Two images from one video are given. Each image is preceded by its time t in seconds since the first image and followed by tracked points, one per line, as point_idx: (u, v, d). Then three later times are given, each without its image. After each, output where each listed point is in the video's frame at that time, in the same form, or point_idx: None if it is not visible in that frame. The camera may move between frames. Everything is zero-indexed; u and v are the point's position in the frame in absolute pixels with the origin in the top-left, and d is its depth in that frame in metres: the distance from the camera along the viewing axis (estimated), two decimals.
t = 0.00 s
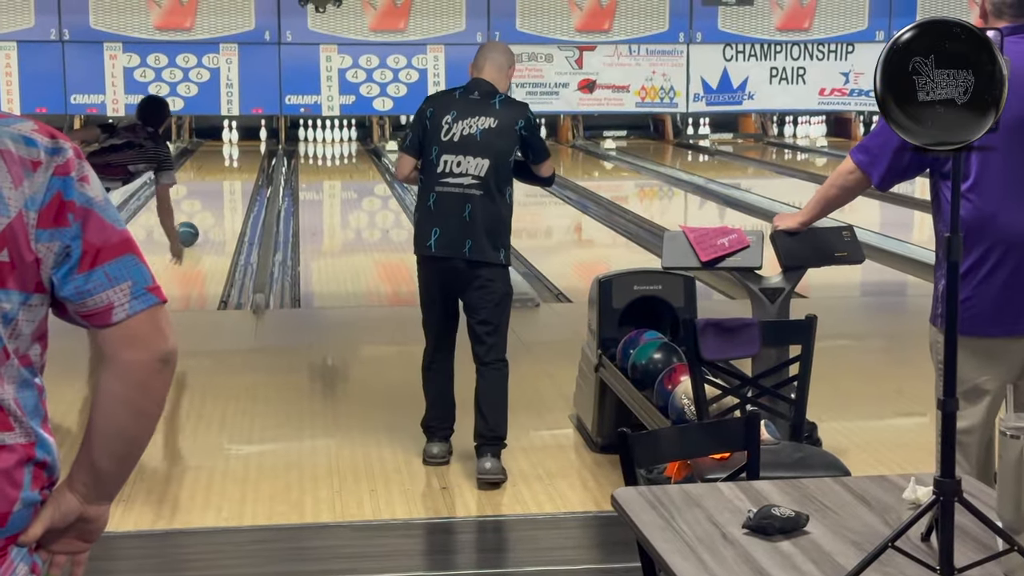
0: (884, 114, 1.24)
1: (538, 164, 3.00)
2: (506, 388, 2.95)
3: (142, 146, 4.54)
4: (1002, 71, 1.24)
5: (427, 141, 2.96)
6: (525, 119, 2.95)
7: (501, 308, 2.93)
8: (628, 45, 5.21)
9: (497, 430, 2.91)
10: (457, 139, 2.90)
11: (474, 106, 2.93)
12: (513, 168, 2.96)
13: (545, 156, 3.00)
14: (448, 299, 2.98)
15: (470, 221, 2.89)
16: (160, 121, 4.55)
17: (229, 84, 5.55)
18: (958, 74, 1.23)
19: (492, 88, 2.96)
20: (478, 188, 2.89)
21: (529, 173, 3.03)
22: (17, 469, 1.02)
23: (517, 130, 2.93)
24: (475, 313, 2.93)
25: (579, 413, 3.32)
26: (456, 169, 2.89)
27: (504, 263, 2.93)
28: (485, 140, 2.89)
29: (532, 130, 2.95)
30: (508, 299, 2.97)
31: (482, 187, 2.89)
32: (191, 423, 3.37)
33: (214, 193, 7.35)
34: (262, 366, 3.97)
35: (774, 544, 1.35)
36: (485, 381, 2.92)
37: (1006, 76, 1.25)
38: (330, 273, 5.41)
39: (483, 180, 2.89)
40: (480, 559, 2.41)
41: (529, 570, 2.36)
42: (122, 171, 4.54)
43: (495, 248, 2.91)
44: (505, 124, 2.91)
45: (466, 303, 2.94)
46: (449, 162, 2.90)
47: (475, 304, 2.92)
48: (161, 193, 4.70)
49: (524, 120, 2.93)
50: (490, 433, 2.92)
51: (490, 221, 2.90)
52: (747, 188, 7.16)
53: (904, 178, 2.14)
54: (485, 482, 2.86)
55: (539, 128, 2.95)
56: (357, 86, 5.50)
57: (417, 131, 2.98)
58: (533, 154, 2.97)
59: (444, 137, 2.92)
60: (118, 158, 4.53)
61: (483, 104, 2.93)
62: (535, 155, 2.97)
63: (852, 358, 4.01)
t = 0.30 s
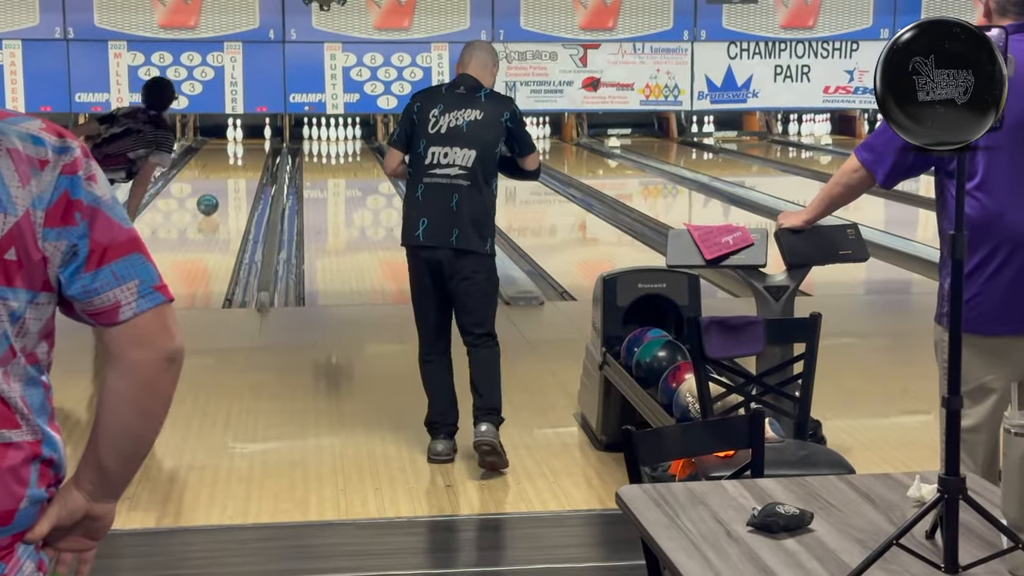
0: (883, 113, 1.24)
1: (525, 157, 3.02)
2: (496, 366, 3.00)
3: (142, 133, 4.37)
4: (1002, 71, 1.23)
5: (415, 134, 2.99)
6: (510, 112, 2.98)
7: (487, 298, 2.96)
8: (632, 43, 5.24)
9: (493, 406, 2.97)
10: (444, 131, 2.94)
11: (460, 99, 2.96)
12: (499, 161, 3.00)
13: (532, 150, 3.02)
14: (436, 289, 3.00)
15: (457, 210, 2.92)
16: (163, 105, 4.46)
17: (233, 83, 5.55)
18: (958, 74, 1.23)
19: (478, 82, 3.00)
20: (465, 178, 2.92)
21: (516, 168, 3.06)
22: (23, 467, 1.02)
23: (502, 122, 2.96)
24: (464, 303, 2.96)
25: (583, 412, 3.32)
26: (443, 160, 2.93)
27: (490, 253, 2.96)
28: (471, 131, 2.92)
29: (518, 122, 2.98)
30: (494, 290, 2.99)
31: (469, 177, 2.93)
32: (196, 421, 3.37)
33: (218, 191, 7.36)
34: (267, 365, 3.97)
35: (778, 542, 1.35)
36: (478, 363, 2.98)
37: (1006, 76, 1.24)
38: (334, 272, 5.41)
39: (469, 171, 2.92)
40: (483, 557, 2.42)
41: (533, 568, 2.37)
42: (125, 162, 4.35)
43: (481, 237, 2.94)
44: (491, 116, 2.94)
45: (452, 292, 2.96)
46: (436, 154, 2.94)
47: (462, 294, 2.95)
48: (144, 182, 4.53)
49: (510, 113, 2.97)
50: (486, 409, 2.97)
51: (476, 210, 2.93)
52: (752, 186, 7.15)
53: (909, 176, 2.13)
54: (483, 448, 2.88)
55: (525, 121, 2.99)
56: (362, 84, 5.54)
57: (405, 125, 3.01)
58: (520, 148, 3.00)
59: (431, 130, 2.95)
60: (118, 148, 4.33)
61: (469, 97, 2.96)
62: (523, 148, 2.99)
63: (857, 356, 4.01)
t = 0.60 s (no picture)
0: (883, 114, 1.24)
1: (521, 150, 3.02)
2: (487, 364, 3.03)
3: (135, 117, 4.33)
4: (1002, 71, 1.23)
5: (412, 129, 3.00)
6: (505, 103, 2.99)
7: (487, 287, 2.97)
8: (636, 38, 5.12)
9: (479, 408, 3.02)
10: (441, 124, 2.94)
11: (456, 93, 2.96)
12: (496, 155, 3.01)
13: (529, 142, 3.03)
14: (437, 281, 3.00)
15: (457, 201, 2.92)
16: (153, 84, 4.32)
17: (236, 79, 5.53)
18: (958, 74, 1.22)
19: (472, 75, 3.00)
20: (464, 169, 2.93)
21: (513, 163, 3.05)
22: (28, 462, 1.02)
23: (498, 114, 2.96)
24: (465, 294, 2.96)
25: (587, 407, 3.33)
26: (442, 152, 2.93)
27: (491, 243, 2.97)
28: (468, 123, 2.93)
29: (513, 114, 2.99)
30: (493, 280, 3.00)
31: (468, 168, 2.94)
32: (200, 417, 3.38)
33: (221, 187, 7.37)
34: (270, 361, 3.98)
35: (782, 536, 1.35)
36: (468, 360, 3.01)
37: (1006, 76, 1.23)
38: (337, 268, 5.41)
39: (468, 162, 2.93)
40: (487, 552, 2.42)
41: (536, 563, 2.37)
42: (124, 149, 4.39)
43: (482, 227, 2.94)
44: (487, 108, 2.95)
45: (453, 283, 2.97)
46: (434, 147, 2.94)
47: (463, 285, 2.95)
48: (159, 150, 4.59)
49: (505, 104, 2.98)
50: (471, 411, 3.02)
51: (475, 201, 2.94)
52: (755, 181, 7.14)
53: (913, 172, 2.14)
54: (469, 459, 2.98)
55: (520, 112, 3.00)
56: (364, 80, 5.51)
57: (400, 121, 3.01)
58: (516, 139, 3.01)
59: (429, 123, 2.95)
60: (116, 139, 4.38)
61: (464, 90, 2.97)
62: (518, 140, 3.01)
63: (860, 351, 4.01)
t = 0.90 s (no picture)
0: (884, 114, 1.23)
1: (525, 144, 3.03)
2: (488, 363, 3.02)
3: (128, 103, 4.19)
4: (1002, 70, 1.22)
5: (415, 122, 2.99)
6: (508, 97, 2.99)
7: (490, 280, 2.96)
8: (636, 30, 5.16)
9: (477, 407, 3.02)
10: (445, 117, 2.94)
11: (459, 85, 2.96)
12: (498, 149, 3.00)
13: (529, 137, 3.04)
14: (440, 274, 3.00)
15: (460, 193, 2.92)
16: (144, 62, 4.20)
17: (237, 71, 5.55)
18: (958, 74, 1.22)
19: (475, 69, 3.01)
20: (467, 162, 2.93)
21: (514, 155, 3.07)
22: (31, 454, 1.02)
23: (501, 107, 2.96)
24: (467, 288, 2.95)
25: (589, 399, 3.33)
26: (446, 145, 2.93)
27: (494, 236, 2.96)
28: (472, 116, 2.93)
29: (516, 107, 2.99)
30: (496, 272, 2.99)
31: (472, 161, 2.94)
32: (202, 410, 3.38)
33: (223, 180, 7.37)
34: (272, 353, 3.98)
35: (784, 526, 1.36)
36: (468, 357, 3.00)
37: (1006, 75, 1.22)
38: (340, 260, 5.42)
39: (472, 154, 2.93)
40: (489, 544, 2.42)
41: (538, 554, 2.37)
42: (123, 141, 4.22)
43: (485, 220, 2.94)
44: (490, 101, 2.95)
45: (455, 276, 2.96)
46: (439, 140, 2.94)
47: (464, 279, 2.94)
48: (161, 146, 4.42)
49: (508, 98, 2.98)
50: (469, 410, 3.02)
51: (479, 193, 2.94)
52: (757, 173, 7.14)
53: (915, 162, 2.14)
54: (465, 456, 2.99)
55: (522, 106, 3.00)
56: (366, 73, 5.56)
57: (404, 114, 3.00)
58: (517, 134, 3.00)
59: (432, 116, 2.95)
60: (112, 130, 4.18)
61: (468, 83, 2.97)
62: (519, 135, 3.00)
63: (863, 342, 4.01)
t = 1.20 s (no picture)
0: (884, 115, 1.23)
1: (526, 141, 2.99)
2: (490, 357, 3.01)
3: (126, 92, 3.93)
4: (1002, 70, 1.23)
5: (421, 113, 2.99)
6: (514, 89, 2.98)
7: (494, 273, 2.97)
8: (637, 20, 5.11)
9: (478, 401, 3.01)
10: (452, 109, 2.93)
11: (466, 76, 2.96)
12: (507, 144, 3.00)
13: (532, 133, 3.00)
14: (444, 265, 3.01)
15: (466, 185, 2.92)
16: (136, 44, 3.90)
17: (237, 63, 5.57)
18: (958, 74, 1.22)
19: (482, 61, 3.00)
20: (474, 154, 2.93)
21: (513, 151, 3.03)
22: (31, 444, 1.02)
23: (508, 98, 2.96)
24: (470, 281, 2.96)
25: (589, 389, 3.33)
26: (452, 137, 2.93)
27: (498, 229, 2.96)
28: (479, 107, 2.93)
29: (522, 100, 2.98)
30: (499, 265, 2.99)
31: (477, 153, 2.93)
32: (203, 402, 3.38)
33: (224, 172, 7.36)
34: (273, 345, 3.98)
35: (784, 516, 1.36)
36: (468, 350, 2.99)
37: (1006, 75, 1.23)
38: (340, 252, 5.41)
39: (478, 146, 2.93)
40: (491, 535, 2.42)
41: (538, 545, 2.38)
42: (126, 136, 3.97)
43: (489, 213, 2.94)
44: (497, 93, 2.94)
45: (458, 268, 2.97)
46: (444, 131, 2.94)
47: (469, 271, 2.95)
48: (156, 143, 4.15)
49: (514, 90, 2.97)
50: (470, 404, 3.01)
51: (483, 186, 2.93)
52: (758, 163, 7.13)
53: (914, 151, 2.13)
54: (465, 448, 2.99)
55: (528, 99, 2.99)
56: (366, 64, 5.51)
57: (411, 105, 3.00)
58: (519, 129, 2.97)
59: (439, 107, 2.95)
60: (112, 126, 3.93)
61: (475, 74, 2.96)
62: (523, 130, 2.97)
63: (863, 333, 4.01)
